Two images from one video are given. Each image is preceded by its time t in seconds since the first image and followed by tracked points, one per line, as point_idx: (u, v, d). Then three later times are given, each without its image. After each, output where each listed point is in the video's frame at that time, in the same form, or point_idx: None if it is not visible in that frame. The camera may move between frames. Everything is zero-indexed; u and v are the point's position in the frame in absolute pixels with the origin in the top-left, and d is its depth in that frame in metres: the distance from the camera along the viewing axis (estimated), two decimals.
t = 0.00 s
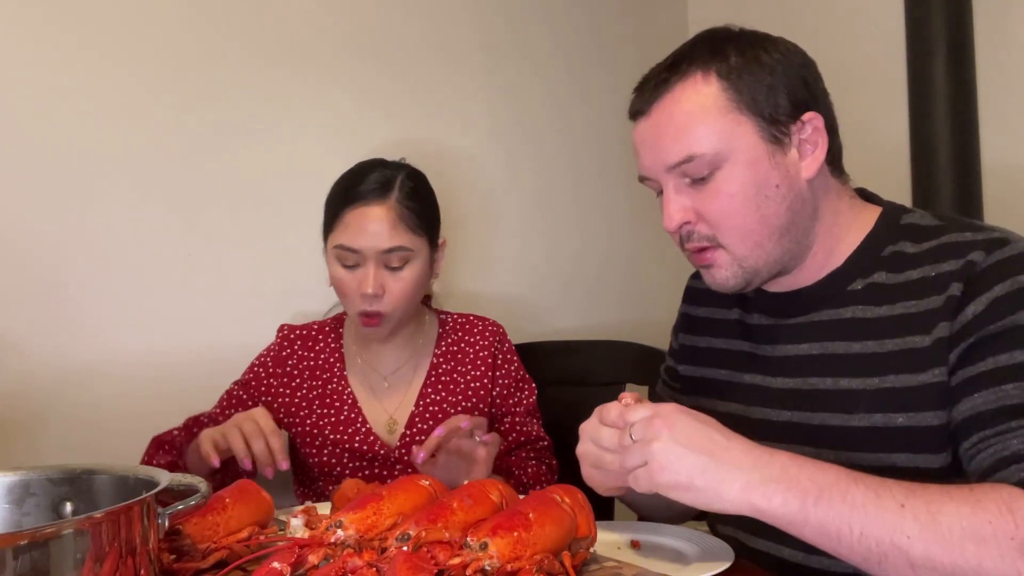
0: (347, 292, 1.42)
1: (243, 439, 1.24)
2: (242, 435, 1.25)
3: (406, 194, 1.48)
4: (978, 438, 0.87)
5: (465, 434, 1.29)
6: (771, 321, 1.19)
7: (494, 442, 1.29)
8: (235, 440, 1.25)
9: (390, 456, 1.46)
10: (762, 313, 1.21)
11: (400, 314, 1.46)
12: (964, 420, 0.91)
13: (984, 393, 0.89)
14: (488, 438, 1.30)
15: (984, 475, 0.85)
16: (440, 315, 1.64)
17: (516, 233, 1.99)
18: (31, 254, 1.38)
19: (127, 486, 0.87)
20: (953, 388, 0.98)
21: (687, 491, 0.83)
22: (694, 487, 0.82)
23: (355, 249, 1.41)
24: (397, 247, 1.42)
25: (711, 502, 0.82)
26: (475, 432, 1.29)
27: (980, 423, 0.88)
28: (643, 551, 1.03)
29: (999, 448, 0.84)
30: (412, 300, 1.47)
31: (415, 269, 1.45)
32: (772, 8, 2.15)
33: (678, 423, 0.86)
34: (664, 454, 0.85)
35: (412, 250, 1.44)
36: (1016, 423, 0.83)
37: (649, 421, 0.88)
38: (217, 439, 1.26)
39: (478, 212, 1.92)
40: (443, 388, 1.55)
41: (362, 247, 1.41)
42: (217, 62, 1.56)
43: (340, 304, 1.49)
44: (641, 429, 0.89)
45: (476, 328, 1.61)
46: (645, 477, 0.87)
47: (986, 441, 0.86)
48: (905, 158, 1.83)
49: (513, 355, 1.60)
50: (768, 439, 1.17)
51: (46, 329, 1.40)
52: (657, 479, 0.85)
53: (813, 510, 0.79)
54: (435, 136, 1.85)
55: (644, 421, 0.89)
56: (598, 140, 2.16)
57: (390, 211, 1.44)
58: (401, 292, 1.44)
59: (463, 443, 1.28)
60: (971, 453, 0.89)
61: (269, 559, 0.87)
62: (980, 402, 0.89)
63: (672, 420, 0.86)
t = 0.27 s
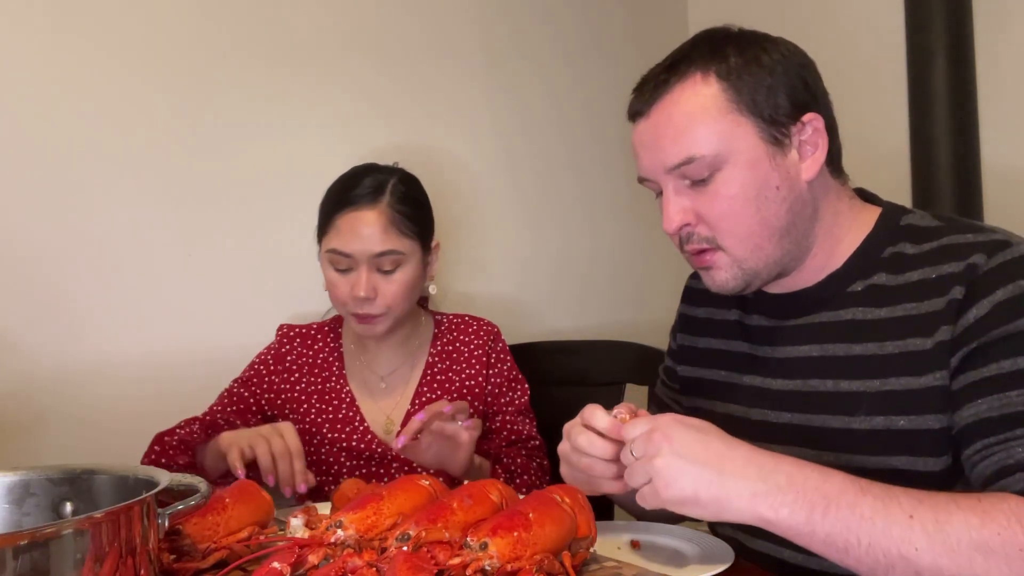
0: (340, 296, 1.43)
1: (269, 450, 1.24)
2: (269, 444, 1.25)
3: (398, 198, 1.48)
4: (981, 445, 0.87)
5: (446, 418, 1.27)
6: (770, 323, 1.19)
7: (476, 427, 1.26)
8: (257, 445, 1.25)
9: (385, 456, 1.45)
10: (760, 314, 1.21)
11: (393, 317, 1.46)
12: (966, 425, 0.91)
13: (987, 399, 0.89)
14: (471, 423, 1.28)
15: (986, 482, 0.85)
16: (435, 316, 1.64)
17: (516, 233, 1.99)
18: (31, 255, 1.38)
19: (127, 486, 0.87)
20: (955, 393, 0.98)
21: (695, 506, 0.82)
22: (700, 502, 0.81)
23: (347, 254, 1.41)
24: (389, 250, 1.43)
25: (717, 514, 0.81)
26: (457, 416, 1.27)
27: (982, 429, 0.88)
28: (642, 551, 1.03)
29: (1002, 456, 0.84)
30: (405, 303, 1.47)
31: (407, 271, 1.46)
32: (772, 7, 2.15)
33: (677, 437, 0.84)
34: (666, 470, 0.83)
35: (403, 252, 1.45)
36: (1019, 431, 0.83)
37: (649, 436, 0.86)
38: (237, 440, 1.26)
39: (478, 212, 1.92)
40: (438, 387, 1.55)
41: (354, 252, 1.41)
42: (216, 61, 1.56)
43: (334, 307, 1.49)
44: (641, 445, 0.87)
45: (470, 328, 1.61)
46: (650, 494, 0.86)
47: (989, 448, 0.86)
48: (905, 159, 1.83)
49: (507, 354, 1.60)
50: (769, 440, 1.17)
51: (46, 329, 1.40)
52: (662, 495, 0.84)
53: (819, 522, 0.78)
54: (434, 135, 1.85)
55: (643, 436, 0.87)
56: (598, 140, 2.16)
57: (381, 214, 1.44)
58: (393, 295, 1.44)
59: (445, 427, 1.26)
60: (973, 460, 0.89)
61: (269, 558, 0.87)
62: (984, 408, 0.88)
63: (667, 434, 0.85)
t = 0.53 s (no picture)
0: (338, 297, 1.43)
1: (284, 471, 1.21)
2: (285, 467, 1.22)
3: (395, 199, 1.48)
4: (984, 459, 0.88)
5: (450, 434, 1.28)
6: (774, 323, 1.18)
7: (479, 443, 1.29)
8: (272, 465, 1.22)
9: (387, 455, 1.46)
10: (764, 314, 1.20)
11: (392, 319, 1.46)
12: (972, 437, 0.91)
13: (993, 413, 0.89)
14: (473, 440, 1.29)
15: (988, 496, 0.86)
16: (435, 317, 1.64)
17: (515, 233, 1.99)
18: (33, 256, 1.39)
19: (127, 486, 0.87)
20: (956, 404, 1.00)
21: (694, 521, 0.81)
22: (699, 518, 0.80)
23: (345, 255, 1.41)
24: (386, 251, 1.43)
25: (717, 529, 0.81)
26: (459, 432, 1.29)
27: (987, 442, 0.88)
28: (642, 551, 1.03)
29: (1007, 472, 0.84)
30: (404, 304, 1.46)
31: (405, 272, 1.46)
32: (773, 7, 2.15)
33: (675, 449, 0.83)
34: (665, 486, 0.82)
35: (401, 253, 1.45)
36: None
37: (645, 449, 0.85)
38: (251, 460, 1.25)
39: (478, 212, 1.93)
40: (439, 389, 1.55)
41: (351, 252, 1.41)
42: (217, 61, 1.56)
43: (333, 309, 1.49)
44: (637, 456, 0.86)
45: (470, 330, 1.61)
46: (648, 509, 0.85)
47: (993, 463, 0.86)
48: (906, 160, 1.83)
49: (508, 356, 1.60)
50: (771, 442, 1.17)
51: (46, 329, 1.40)
52: (661, 510, 0.83)
53: (820, 540, 0.78)
54: (434, 136, 1.85)
55: (638, 448, 0.86)
56: (598, 141, 2.16)
57: (378, 215, 1.44)
58: (392, 296, 1.44)
59: (448, 443, 1.27)
60: (975, 472, 0.89)
61: (268, 558, 0.87)
62: (989, 421, 0.89)
63: (666, 446, 0.84)
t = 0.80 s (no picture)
0: (341, 289, 1.43)
1: (260, 463, 1.22)
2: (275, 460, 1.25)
3: (404, 196, 1.48)
4: (999, 488, 0.86)
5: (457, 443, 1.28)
6: (792, 318, 1.16)
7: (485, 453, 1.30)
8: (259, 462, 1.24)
9: (390, 455, 1.46)
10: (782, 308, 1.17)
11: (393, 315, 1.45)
12: (988, 462, 0.90)
13: (1011, 441, 0.88)
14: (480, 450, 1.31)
15: (996, 526, 0.85)
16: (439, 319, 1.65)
17: (516, 233, 2.00)
18: (36, 257, 1.39)
19: (127, 486, 0.87)
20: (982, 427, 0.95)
21: (702, 530, 0.79)
22: (707, 528, 0.79)
23: (349, 247, 1.42)
24: (390, 245, 1.43)
25: (724, 542, 0.79)
26: (467, 442, 1.29)
27: (1000, 472, 0.87)
28: (643, 551, 1.03)
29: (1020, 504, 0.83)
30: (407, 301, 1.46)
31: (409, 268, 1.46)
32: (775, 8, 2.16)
33: (684, 457, 0.82)
34: (674, 494, 0.80)
35: (406, 249, 1.45)
36: None
37: (653, 454, 0.83)
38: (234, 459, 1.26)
39: (479, 212, 1.93)
40: (443, 390, 1.53)
41: (355, 244, 1.42)
42: (220, 61, 1.56)
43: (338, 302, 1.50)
44: (644, 461, 0.84)
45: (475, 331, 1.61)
46: (653, 516, 0.83)
47: (1010, 494, 0.85)
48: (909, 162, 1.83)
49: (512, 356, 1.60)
50: (778, 438, 1.15)
51: (47, 329, 1.40)
52: (667, 518, 0.81)
53: (831, 559, 0.76)
54: (435, 135, 1.85)
55: (647, 453, 0.84)
56: (600, 141, 2.16)
57: (384, 210, 1.44)
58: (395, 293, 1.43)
59: (456, 451, 1.28)
60: (986, 499, 0.88)
61: (268, 558, 0.87)
62: (1008, 450, 0.88)
63: (676, 454, 0.82)
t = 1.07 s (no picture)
0: (344, 283, 1.43)
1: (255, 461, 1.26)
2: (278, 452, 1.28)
3: (410, 193, 1.48)
4: (1016, 488, 0.90)
5: (456, 444, 1.30)
6: (798, 317, 1.11)
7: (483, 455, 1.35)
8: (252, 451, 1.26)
9: (391, 457, 1.46)
10: (786, 308, 1.13)
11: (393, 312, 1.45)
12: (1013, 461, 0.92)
13: None
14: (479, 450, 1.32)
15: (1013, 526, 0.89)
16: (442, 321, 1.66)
17: (517, 232, 2.00)
18: (36, 257, 1.39)
19: (127, 486, 0.87)
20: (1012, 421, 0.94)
21: (718, 534, 0.79)
22: (726, 531, 0.78)
23: (354, 240, 1.43)
24: (395, 241, 1.43)
25: (745, 544, 0.79)
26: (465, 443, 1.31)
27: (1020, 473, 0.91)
28: (643, 551, 1.03)
29: None
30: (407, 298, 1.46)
31: (413, 263, 1.46)
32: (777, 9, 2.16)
33: (698, 459, 0.81)
34: (690, 496, 0.79)
35: (410, 244, 1.45)
36: None
37: (665, 457, 0.82)
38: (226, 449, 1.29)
39: (480, 211, 1.93)
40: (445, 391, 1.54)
41: (360, 237, 1.42)
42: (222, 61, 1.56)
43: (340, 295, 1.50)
44: (658, 465, 0.83)
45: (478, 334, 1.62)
46: (666, 520, 0.81)
47: None
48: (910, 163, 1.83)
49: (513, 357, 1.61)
50: (792, 443, 1.11)
51: (47, 328, 1.40)
52: (682, 523, 0.80)
53: (847, 562, 0.78)
54: (436, 134, 1.85)
55: (659, 457, 0.83)
56: (601, 141, 2.16)
57: (389, 205, 1.45)
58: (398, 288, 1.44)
59: (455, 453, 1.29)
60: (1002, 499, 0.92)
61: (268, 558, 0.87)
62: None
63: (690, 457, 0.81)
